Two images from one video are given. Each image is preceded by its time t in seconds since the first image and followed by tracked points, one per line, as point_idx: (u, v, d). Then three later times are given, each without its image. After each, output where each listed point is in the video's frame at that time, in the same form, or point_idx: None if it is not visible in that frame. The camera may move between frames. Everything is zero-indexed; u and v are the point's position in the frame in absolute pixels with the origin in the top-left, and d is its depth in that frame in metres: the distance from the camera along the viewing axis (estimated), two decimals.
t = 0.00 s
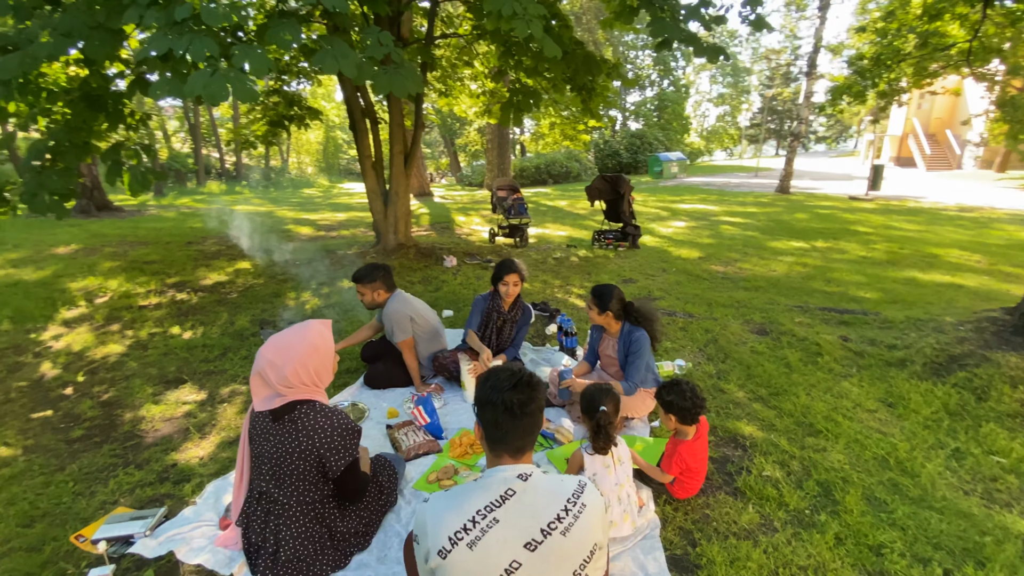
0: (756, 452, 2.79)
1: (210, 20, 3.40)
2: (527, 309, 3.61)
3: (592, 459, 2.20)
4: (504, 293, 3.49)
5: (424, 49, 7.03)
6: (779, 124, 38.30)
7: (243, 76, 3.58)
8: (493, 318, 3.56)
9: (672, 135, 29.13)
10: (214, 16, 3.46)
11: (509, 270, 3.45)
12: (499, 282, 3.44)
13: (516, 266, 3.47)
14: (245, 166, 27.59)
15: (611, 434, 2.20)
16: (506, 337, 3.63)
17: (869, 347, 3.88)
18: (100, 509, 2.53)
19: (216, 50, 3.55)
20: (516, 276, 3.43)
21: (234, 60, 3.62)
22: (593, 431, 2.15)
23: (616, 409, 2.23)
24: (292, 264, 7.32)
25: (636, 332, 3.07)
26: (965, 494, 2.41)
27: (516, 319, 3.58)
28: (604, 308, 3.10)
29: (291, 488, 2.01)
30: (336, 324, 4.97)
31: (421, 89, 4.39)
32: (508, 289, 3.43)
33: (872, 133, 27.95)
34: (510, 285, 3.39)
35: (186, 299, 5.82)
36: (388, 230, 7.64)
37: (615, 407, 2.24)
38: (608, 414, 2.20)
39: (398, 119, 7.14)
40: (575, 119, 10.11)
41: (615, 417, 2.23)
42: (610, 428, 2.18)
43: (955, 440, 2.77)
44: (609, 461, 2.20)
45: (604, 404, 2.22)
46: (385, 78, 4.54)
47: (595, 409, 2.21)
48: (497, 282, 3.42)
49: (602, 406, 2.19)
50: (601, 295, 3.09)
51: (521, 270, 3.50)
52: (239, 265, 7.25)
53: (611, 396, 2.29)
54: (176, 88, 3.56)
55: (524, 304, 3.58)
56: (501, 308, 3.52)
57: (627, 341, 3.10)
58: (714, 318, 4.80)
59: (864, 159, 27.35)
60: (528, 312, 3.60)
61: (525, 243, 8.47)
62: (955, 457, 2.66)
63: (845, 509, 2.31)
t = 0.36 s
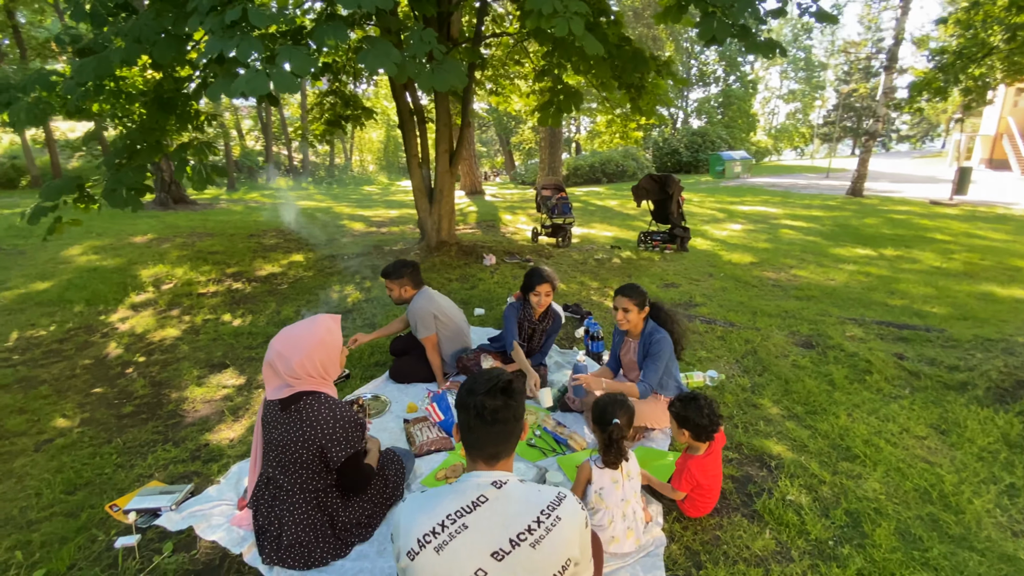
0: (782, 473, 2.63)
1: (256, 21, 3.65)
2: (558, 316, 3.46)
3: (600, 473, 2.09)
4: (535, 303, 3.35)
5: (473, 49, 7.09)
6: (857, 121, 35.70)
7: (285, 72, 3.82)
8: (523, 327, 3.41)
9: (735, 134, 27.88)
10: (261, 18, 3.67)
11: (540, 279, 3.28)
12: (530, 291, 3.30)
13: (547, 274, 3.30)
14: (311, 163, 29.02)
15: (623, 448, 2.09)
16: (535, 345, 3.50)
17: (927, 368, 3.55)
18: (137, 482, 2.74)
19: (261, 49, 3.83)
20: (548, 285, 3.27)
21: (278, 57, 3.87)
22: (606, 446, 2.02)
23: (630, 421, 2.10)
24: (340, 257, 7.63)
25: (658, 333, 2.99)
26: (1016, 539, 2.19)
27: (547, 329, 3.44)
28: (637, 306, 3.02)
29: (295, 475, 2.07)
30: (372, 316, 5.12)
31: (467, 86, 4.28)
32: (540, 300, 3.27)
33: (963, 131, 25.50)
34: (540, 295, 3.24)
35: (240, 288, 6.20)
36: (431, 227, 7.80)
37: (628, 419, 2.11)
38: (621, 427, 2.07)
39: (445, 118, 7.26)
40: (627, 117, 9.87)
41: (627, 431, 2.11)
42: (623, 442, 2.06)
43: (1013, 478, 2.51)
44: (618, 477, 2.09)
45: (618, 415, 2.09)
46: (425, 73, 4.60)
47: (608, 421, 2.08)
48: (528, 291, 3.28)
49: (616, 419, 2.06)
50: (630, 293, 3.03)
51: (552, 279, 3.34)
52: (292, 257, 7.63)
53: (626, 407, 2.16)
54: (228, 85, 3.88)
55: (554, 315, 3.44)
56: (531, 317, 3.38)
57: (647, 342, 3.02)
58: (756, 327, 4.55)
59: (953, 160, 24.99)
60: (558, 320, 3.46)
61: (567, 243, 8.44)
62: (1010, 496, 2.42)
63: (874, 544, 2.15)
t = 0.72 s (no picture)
0: (814, 504, 2.41)
1: (296, 21, 3.75)
2: (581, 326, 3.32)
3: (609, 499, 1.93)
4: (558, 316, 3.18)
5: (519, 48, 7.02)
6: (943, 119, 32.78)
7: (324, 70, 3.90)
8: (547, 339, 3.28)
9: (802, 133, 26.29)
10: (301, 17, 3.77)
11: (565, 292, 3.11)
12: (554, 304, 3.12)
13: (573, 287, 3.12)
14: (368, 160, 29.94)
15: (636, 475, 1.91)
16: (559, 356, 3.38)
17: (998, 398, 3.16)
18: (165, 464, 2.88)
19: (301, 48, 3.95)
20: (573, 299, 3.10)
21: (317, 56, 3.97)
22: (619, 477, 1.84)
23: (643, 445, 1.92)
24: (382, 254, 7.79)
25: (675, 340, 2.84)
26: None
27: (570, 342, 3.30)
28: (664, 311, 2.85)
29: (294, 471, 2.09)
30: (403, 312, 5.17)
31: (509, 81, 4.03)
32: (563, 313, 3.10)
33: None
34: (562, 308, 3.08)
35: (285, 280, 6.45)
36: (471, 225, 7.82)
37: (642, 443, 1.93)
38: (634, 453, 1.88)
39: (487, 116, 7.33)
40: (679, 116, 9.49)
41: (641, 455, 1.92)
42: (637, 471, 1.87)
43: None
44: (628, 504, 1.93)
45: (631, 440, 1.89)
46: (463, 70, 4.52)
47: (620, 446, 1.89)
48: (552, 304, 3.13)
49: (630, 446, 1.87)
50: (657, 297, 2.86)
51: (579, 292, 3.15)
52: (337, 252, 7.86)
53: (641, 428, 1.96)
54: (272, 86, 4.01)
55: (579, 326, 3.30)
56: (555, 330, 3.24)
57: (664, 349, 2.88)
58: (803, 341, 4.22)
59: None
60: (581, 331, 3.32)
61: (608, 244, 8.53)
62: None
63: None
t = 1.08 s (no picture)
0: (841, 536, 2.24)
1: (334, 28, 3.86)
2: (603, 333, 3.25)
3: (605, 525, 1.85)
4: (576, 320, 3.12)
5: (561, 47, 6.93)
6: None
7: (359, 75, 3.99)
8: (567, 345, 3.22)
9: (874, 132, 24.54)
10: (339, 24, 3.89)
11: (584, 296, 3.04)
12: (573, 308, 3.06)
13: (595, 293, 3.04)
14: (419, 159, 30.58)
15: (636, 502, 1.81)
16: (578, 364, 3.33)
17: None
18: (196, 447, 3.04)
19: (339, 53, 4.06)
20: (592, 304, 3.02)
21: (354, 61, 4.07)
22: (615, 506, 1.75)
23: (643, 471, 1.82)
24: (421, 252, 7.92)
25: (697, 354, 2.73)
26: None
27: (591, 348, 3.23)
28: (682, 323, 2.75)
29: (296, 464, 2.14)
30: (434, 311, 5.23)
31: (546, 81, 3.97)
32: (582, 318, 3.04)
33: None
34: (581, 314, 3.02)
35: (327, 275, 6.69)
36: (509, 226, 7.83)
37: (642, 469, 1.83)
38: (633, 480, 1.79)
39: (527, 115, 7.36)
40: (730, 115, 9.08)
41: (641, 481, 1.83)
42: (635, 499, 1.78)
43: None
44: (625, 530, 1.85)
45: (628, 467, 1.80)
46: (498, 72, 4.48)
47: (619, 473, 1.80)
48: (570, 308, 3.07)
49: (629, 474, 1.78)
50: (675, 309, 2.76)
51: (599, 297, 3.07)
52: (379, 248, 8.07)
53: (642, 451, 1.85)
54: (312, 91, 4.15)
55: (598, 332, 3.23)
56: (573, 335, 3.18)
57: (685, 363, 2.77)
58: (849, 357, 3.93)
59: None
60: (602, 338, 3.25)
61: (648, 247, 8.30)
62: None
63: None
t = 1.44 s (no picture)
0: (847, 549, 2.16)
1: (372, 34, 4.02)
2: (617, 329, 3.23)
3: (585, 521, 1.90)
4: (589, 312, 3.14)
5: (603, 44, 6.86)
6: None
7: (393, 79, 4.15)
8: (577, 335, 3.25)
9: (954, 131, 22.68)
10: (376, 31, 4.04)
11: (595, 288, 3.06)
12: (584, 299, 3.08)
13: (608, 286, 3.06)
14: (469, 158, 31.00)
15: (614, 498, 1.85)
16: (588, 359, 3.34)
17: None
18: (228, 422, 3.27)
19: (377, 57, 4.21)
20: (603, 295, 3.04)
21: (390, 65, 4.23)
22: (591, 500, 1.80)
23: (623, 466, 1.86)
24: (458, 248, 8.08)
25: (720, 355, 2.68)
26: None
27: (601, 340, 3.22)
28: (700, 326, 2.68)
29: (297, 440, 2.30)
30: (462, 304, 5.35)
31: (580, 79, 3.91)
32: (593, 308, 3.06)
33: None
34: (594, 305, 3.03)
35: (366, 268, 6.96)
36: (545, 224, 7.87)
37: (621, 464, 1.86)
38: (611, 475, 1.83)
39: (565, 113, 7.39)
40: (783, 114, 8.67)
41: (619, 476, 1.87)
42: (613, 494, 1.82)
43: None
44: (606, 528, 1.89)
45: (607, 461, 1.84)
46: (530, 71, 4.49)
47: (596, 468, 1.85)
48: (581, 299, 3.09)
49: (605, 468, 1.82)
50: (691, 311, 2.69)
51: (610, 289, 3.09)
52: (419, 244, 8.30)
53: (622, 447, 1.89)
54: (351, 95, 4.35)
55: (611, 326, 3.23)
56: (585, 326, 3.19)
57: (707, 366, 2.71)
58: (887, 369, 3.71)
59: None
60: (616, 333, 3.23)
61: (689, 248, 8.15)
62: None
63: None
